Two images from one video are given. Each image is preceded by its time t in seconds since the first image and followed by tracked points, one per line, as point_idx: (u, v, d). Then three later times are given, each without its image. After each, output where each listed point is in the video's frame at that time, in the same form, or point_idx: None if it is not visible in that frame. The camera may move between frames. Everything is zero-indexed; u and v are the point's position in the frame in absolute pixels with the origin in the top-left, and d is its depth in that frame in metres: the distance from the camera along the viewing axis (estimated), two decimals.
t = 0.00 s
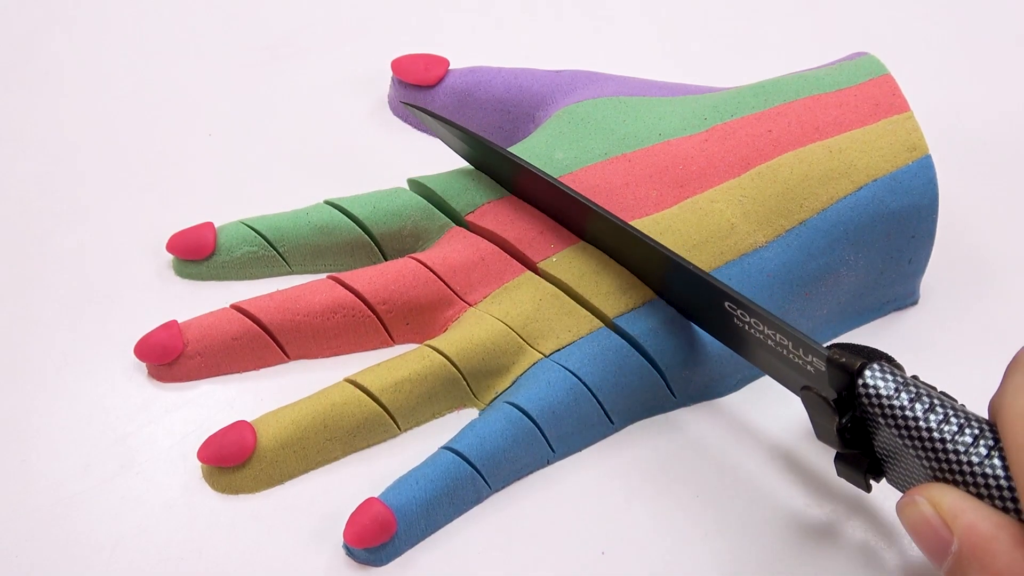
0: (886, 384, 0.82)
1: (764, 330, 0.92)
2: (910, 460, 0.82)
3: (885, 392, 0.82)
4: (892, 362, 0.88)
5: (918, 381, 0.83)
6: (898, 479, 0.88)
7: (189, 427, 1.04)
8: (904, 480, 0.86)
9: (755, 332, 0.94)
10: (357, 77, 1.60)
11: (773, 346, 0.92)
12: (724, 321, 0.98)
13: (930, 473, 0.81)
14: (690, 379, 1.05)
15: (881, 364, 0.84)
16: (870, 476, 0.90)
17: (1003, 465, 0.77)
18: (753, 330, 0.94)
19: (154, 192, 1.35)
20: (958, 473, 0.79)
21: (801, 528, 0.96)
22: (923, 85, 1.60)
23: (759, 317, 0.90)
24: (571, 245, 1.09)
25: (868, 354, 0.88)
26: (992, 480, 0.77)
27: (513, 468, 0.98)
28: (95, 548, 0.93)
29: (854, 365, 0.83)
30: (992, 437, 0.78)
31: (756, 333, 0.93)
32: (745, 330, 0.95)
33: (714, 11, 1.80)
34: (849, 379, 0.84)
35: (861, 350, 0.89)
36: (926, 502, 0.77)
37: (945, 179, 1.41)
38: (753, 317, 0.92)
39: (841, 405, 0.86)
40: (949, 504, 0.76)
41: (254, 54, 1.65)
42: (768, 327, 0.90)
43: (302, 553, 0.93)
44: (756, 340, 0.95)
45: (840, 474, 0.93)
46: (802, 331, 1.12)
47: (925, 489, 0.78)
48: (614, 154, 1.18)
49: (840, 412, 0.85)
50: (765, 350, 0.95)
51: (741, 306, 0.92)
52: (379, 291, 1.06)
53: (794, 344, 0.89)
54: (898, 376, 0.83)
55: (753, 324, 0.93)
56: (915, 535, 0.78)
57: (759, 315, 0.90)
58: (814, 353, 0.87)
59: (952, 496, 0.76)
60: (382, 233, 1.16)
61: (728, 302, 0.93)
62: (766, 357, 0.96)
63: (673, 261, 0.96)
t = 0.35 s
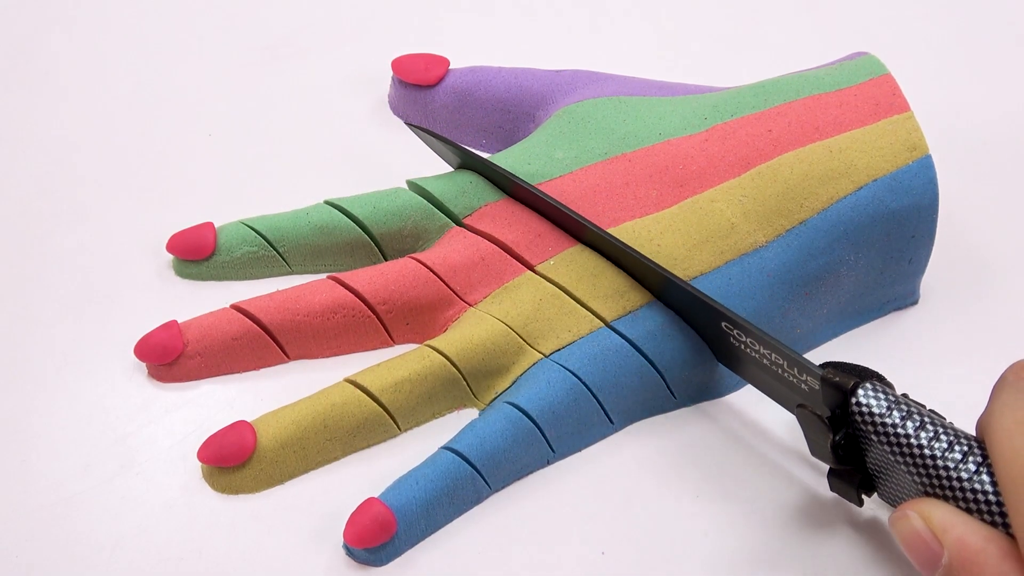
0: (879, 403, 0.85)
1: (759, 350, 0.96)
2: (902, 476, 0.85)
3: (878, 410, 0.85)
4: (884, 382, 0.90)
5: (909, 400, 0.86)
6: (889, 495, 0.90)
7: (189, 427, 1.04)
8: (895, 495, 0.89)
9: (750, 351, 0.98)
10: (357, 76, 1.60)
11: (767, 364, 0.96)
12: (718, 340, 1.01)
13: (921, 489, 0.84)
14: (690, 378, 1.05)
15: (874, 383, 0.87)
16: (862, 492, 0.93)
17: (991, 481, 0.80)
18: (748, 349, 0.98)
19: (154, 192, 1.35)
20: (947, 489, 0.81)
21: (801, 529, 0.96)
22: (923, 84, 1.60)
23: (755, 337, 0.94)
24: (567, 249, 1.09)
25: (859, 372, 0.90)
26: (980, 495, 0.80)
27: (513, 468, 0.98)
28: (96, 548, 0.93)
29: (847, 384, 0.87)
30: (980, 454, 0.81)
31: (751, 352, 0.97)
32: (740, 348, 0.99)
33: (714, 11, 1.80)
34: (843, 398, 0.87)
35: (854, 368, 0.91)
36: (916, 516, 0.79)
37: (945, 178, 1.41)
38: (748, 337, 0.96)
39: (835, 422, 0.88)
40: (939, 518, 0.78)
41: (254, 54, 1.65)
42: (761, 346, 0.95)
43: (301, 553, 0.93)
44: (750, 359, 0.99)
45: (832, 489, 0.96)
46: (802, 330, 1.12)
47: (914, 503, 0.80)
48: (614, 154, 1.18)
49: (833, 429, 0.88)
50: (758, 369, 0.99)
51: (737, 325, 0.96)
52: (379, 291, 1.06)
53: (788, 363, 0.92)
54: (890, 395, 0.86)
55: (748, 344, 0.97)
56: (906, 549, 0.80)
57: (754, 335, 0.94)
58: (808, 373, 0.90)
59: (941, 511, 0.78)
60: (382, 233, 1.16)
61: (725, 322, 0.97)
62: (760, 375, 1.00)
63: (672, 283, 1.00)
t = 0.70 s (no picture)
0: (867, 410, 0.87)
1: (753, 361, 0.99)
2: (893, 482, 0.86)
3: (866, 417, 0.87)
4: (874, 390, 0.91)
5: (900, 409, 0.87)
6: (885, 502, 0.92)
7: (189, 427, 1.04)
8: (890, 502, 0.90)
9: (745, 363, 1.00)
10: (356, 76, 1.60)
11: (762, 375, 0.99)
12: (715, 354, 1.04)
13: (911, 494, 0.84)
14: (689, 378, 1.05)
15: (863, 391, 0.89)
16: (859, 499, 0.94)
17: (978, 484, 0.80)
18: (743, 362, 1.00)
19: (154, 192, 1.35)
20: (935, 493, 0.82)
21: (801, 529, 0.96)
22: (923, 84, 1.60)
23: (749, 349, 0.97)
24: (561, 253, 1.08)
25: (851, 381, 0.91)
26: (968, 499, 0.80)
27: (513, 468, 0.98)
28: (96, 548, 0.93)
29: (837, 393, 0.89)
30: (967, 459, 0.82)
31: (746, 363, 1.00)
32: (734, 361, 1.02)
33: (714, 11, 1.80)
34: (833, 406, 0.89)
35: (846, 376, 0.93)
36: (904, 519, 0.80)
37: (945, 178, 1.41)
38: (743, 349, 0.98)
39: (826, 430, 0.90)
40: (926, 521, 0.79)
41: (254, 54, 1.65)
42: (755, 357, 0.98)
43: (301, 553, 0.93)
44: (746, 370, 1.02)
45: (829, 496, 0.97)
46: (803, 329, 1.12)
47: (904, 507, 0.81)
48: (615, 153, 1.18)
49: (824, 437, 0.90)
50: (752, 381, 1.02)
51: (731, 338, 0.99)
52: (379, 291, 1.06)
53: (782, 373, 0.95)
54: (879, 403, 0.87)
55: (742, 356, 1.00)
56: (896, 553, 0.81)
57: (749, 347, 0.98)
58: (800, 382, 0.93)
59: (929, 514, 0.79)
60: (382, 233, 1.16)
61: (719, 334, 1.00)
62: (756, 387, 1.02)
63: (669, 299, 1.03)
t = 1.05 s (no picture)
0: (872, 381, 0.82)
1: (750, 330, 0.94)
2: (897, 456, 0.83)
3: (871, 389, 0.82)
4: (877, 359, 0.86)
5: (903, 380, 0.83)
6: (882, 473, 0.89)
7: (189, 427, 1.04)
8: (889, 472, 0.88)
9: (743, 333, 0.95)
10: (356, 76, 1.60)
11: (761, 346, 0.94)
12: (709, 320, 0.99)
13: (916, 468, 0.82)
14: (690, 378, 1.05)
15: (868, 362, 0.84)
16: (853, 473, 0.91)
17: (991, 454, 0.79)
18: (738, 330, 0.96)
19: (154, 192, 1.35)
20: (945, 469, 0.80)
21: (801, 527, 0.96)
22: (923, 84, 1.60)
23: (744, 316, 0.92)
24: (564, 251, 1.08)
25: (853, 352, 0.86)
26: (980, 473, 0.79)
27: (513, 467, 0.98)
28: (96, 548, 0.93)
29: (841, 363, 0.84)
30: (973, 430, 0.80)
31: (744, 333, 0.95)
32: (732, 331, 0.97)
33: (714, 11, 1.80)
34: (836, 376, 0.85)
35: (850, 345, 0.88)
36: (917, 491, 0.77)
37: (946, 177, 1.41)
38: (742, 318, 0.93)
39: (827, 401, 0.87)
40: (941, 492, 0.77)
41: (254, 54, 1.64)
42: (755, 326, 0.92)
43: (301, 553, 0.93)
44: (744, 342, 0.97)
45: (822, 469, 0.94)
46: (804, 328, 1.11)
47: (916, 478, 0.79)
48: (615, 152, 1.17)
49: (827, 408, 0.87)
50: (751, 352, 0.97)
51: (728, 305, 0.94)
52: (379, 291, 1.06)
53: (780, 342, 0.90)
54: (884, 374, 0.83)
55: (740, 324, 0.95)
56: (905, 525, 0.79)
57: (746, 315, 0.92)
58: (801, 352, 0.87)
59: (943, 486, 0.77)
60: (382, 233, 1.16)
61: (716, 303, 0.96)
62: (752, 359, 0.98)
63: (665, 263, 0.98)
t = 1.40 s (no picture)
0: (961, 327, 0.80)
1: (830, 277, 0.90)
2: (976, 402, 0.82)
3: (961, 335, 0.80)
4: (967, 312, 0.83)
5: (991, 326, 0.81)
6: (968, 427, 0.86)
7: (189, 427, 1.04)
8: (972, 426, 0.85)
9: (821, 281, 0.92)
10: (357, 76, 1.60)
11: (839, 295, 0.91)
12: (786, 270, 0.97)
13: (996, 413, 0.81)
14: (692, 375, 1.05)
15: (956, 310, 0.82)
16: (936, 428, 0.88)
17: None
18: (820, 280, 0.92)
19: (154, 192, 1.35)
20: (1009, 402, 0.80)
21: (801, 527, 0.96)
22: (923, 84, 1.60)
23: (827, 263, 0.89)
24: (566, 249, 1.09)
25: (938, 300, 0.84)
26: None
27: (513, 468, 0.98)
28: (96, 548, 0.93)
29: (929, 309, 0.82)
30: None
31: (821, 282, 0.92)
32: (809, 280, 0.94)
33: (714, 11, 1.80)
34: (922, 324, 0.82)
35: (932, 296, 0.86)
36: (1005, 439, 0.79)
37: (946, 177, 1.41)
38: (821, 264, 0.90)
39: (915, 347, 0.84)
40: None
41: (254, 54, 1.64)
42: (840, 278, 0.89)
43: (301, 553, 0.93)
44: (822, 290, 0.93)
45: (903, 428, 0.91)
46: (805, 328, 1.11)
47: (1003, 425, 0.80)
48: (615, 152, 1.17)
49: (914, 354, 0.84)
50: (830, 303, 0.93)
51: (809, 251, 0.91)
52: (379, 291, 1.06)
53: (863, 291, 0.87)
54: (973, 321, 0.81)
55: (819, 272, 0.92)
56: (992, 472, 0.81)
57: (827, 261, 0.89)
58: (885, 299, 0.85)
59: None
60: (382, 233, 1.16)
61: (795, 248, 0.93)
62: (828, 309, 0.95)
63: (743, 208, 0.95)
